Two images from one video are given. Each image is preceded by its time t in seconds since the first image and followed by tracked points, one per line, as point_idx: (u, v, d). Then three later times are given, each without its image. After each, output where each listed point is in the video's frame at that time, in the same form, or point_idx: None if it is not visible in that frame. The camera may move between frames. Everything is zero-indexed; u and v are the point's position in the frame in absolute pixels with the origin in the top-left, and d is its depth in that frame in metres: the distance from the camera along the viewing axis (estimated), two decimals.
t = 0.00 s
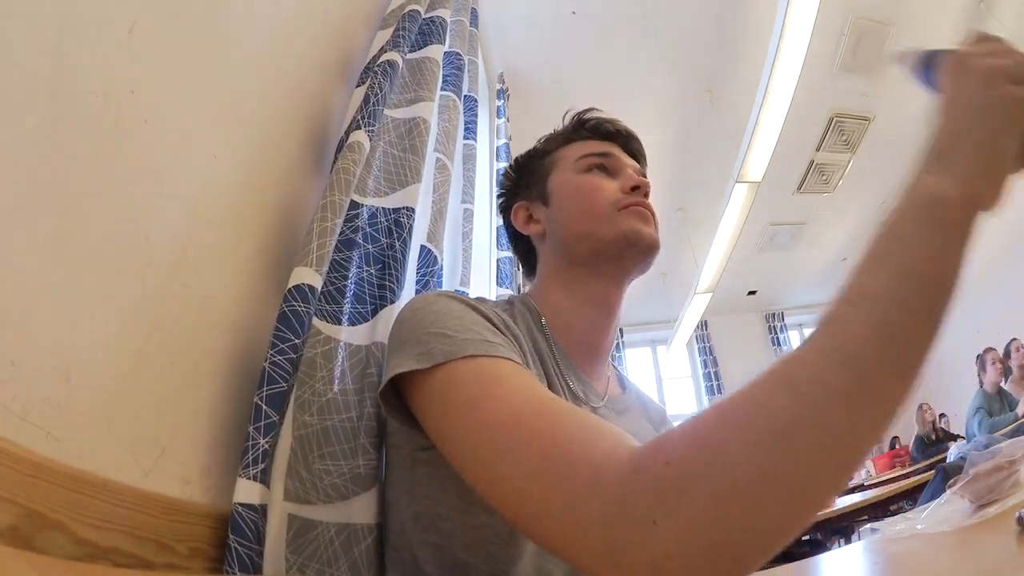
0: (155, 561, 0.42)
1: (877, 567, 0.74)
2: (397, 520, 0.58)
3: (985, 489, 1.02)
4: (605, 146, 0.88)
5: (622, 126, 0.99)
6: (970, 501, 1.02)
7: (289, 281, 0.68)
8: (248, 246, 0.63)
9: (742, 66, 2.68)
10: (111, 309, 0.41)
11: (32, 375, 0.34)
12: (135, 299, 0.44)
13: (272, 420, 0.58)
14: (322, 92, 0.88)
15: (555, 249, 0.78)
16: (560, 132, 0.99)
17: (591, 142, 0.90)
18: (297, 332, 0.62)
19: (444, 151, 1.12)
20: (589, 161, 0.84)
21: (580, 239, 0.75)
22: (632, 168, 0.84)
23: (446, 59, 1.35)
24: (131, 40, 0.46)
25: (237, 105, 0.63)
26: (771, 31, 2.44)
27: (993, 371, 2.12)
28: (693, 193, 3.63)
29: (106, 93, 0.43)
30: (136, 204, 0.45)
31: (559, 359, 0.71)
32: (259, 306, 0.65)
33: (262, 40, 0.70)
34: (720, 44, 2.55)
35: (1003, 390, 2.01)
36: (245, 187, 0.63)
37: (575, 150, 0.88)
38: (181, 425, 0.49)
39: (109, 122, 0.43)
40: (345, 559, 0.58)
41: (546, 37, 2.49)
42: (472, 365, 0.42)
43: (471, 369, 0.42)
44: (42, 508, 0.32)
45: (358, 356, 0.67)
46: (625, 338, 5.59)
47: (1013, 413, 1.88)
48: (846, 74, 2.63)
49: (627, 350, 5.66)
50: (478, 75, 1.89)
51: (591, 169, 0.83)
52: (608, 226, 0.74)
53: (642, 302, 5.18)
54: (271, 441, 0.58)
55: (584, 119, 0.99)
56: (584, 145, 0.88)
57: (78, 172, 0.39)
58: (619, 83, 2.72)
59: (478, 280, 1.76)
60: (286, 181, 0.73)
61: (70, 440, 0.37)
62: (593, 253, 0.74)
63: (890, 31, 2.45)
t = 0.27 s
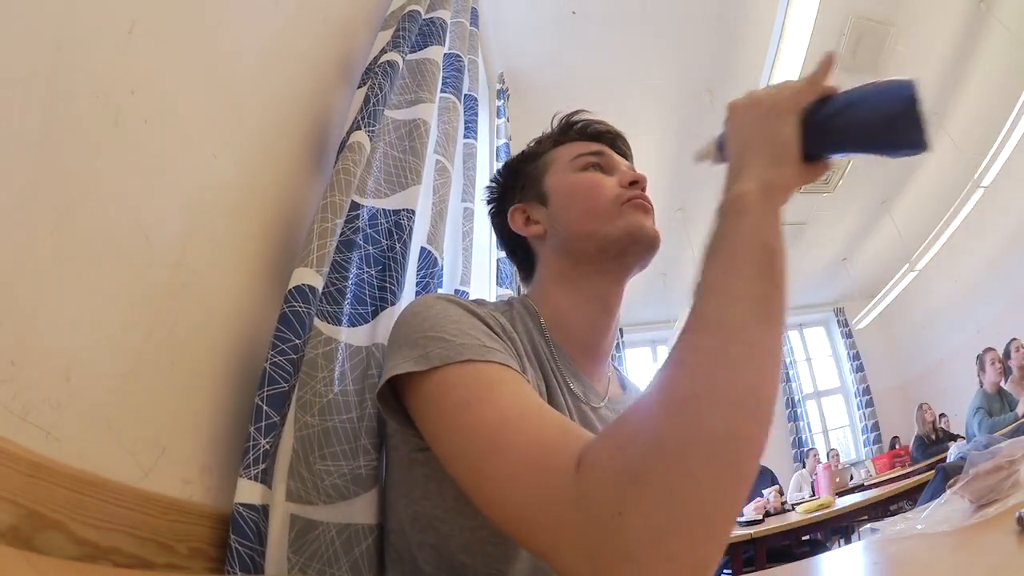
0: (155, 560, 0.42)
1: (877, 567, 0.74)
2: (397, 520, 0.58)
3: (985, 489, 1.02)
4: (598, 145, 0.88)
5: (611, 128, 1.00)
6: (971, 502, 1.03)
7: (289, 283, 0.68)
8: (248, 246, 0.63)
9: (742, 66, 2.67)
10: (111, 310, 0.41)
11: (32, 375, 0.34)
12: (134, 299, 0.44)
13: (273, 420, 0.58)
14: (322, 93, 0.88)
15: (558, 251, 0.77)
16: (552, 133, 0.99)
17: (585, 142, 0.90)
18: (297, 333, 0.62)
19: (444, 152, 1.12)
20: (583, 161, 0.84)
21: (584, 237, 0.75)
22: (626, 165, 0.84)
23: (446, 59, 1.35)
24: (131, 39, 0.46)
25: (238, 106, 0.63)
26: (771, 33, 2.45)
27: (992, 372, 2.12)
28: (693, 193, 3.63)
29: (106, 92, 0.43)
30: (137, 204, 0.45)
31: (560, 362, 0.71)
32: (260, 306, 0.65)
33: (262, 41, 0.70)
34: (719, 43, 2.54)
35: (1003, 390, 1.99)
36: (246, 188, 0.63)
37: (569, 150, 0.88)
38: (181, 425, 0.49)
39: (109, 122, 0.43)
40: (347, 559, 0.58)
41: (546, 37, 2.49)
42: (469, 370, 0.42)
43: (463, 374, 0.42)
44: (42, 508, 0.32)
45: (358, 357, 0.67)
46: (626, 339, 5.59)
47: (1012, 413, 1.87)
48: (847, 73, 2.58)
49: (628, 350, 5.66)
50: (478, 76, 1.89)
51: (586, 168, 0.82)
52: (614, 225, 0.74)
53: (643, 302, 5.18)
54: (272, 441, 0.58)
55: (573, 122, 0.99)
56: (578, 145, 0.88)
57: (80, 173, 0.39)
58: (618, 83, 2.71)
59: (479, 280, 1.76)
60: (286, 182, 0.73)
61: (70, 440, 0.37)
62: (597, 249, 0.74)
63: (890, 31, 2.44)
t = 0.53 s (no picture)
0: (155, 561, 0.42)
1: (877, 566, 0.75)
2: (395, 519, 0.58)
3: (985, 489, 1.02)
4: (590, 147, 0.88)
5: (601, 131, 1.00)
6: (970, 501, 1.03)
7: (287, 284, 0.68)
8: (248, 246, 0.63)
9: (742, 66, 2.67)
10: (110, 310, 0.41)
11: (31, 376, 0.34)
12: (134, 299, 0.44)
13: (273, 420, 0.58)
14: (322, 93, 0.88)
15: (556, 254, 0.77)
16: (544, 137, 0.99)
17: (578, 145, 0.90)
18: (297, 333, 0.62)
19: (443, 153, 1.12)
20: (576, 162, 0.84)
21: (580, 239, 0.75)
22: (618, 166, 0.84)
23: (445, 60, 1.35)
24: (131, 39, 0.46)
25: (237, 106, 0.63)
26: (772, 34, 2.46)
27: (993, 372, 2.14)
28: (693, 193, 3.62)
29: (105, 92, 0.43)
30: (137, 204, 0.45)
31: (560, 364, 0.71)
32: (260, 307, 0.65)
33: (261, 41, 0.70)
34: (719, 43, 2.54)
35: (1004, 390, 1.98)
36: (245, 188, 0.63)
37: (562, 152, 0.88)
38: (180, 425, 0.49)
39: (108, 122, 0.43)
40: (345, 558, 0.58)
41: (546, 38, 2.49)
42: (464, 370, 0.43)
43: (457, 373, 0.43)
44: (42, 508, 0.32)
45: (357, 357, 0.67)
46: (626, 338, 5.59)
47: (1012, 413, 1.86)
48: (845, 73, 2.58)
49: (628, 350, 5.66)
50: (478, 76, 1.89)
51: (579, 170, 0.82)
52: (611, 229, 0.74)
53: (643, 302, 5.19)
54: (272, 441, 0.58)
55: (562, 127, 0.99)
56: (570, 147, 0.88)
57: (78, 171, 0.39)
58: (617, 83, 2.71)
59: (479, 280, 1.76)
60: (286, 182, 0.73)
61: (69, 440, 0.37)
62: (594, 251, 0.74)
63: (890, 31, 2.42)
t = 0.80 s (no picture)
0: (155, 561, 0.42)
1: (877, 567, 0.74)
2: (395, 519, 0.58)
3: (985, 489, 1.02)
4: (585, 147, 0.88)
5: (596, 130, 0.99)
6: (971, 502, 1.02)
7: (287, 284, 0.68)
8: (248, 246, 0.63)
9: (741, 65, 2.66)
10: (108, 310, 0.41)
11: (32, 376, 0.34)
12: (133, 299, 0.44)
13: (273, 420, 0.58)
14: (321, 93, 0.87)
15: (553, 255, 0.78)
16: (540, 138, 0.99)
17: (573, 145, 0.90)
18: (297, 333, 0.62)
19: (443, 153, 1.12)
20: (571, 163, 0.83)
21: (577, 241, 0.75)
22: (613, 166, 0.84)
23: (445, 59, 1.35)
24: (131, 39, 0.46)
25: (238, 107, 0.63)
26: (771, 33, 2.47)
27: (992, 373, 2.14)
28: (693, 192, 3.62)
29: (105, 91, 0.43)
30: (137, 204, 0.45)
31: (559, 363, 0.71)
32: (260, 307, 0.65)
33: (262, 40, 0.70)
34: (718, 41, 2.53)
35: (1004, 390, 1.97)
36: (245, 187, 0.63)
37: (558, 153, 0.87)
38: (181, 425, 0.49)
39: (109, 122, 0.43)
40: (345, 559, 0.58)
41: (545, 37, 2.48)
42: (462, 372, 0.43)
43: (458, 374, 0.43)
44: (41, 508, 0.32)
45: (357, 357, 0.67)
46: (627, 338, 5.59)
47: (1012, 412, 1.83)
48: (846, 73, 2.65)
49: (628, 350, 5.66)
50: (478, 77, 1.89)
51: (575, 171, 0.82)
52: (607, 230, 0.74)
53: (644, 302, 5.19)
54: (272, 442, 0.58)
55: (557, 128, 0.99)
56: (566, 148, 0.88)
57: (78, 171, 0.39)
58: (616, 82, 2.70)
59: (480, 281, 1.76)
60: (286, 182, 0.73)
61: (69, 440, 0.37)
62: (591, 253, 0.74)
63: (889, 31, 2.52)
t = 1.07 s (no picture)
0: (155, 560, 0.42)
1: (877, 567, 0.74)
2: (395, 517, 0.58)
3: (985, 489, 1.02)
4: (577, 150, 0.88)
5: (591, 133, 0.99)
6: (971, 501, 1.02)
7: (287, 284, 0.68)
8: (248, 246, 0.63)
9: (741, 64, 2.66)
10: (109, 310, 0.41)
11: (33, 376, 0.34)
12: (133, 299, 0.44)
13: (273, 420, 0.58)
14: (322, 93, 0.88)
15: (548, 258, 0.78)
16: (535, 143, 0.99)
17: (566, 149, 0.90)
18: (297, 333, 0.62)
19: (442, 153, 1.12)
20: (564, 167, 0.83)
21: (571, 245, 0.75)
22: (606, 169, 0.84)
23: (445, 60, 1.35)
24: (132, 39, 0.46)
25: (238, 107, 0.63)
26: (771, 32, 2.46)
27: (992, 373, 2.13)
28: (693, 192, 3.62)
29: (106, 92, 0.43)
30: (137, 205, 0.45)
31: (558, 363, 0.71)
32: (260, 307, 0.65)
33: (262, 40, 0.70)
34: (717, 41, 2.53)
35: (1004, 390, 1.96)
36: (245, 187, 0.63)
37: (551, 157, 0.87)
38: (180, 424, 0.49)
39: (109, 122, 0.43)
40: (344, 558, 0.58)
41: (545, 37, 2.48)
42: (458, 370, 0.43)
43: (455, 372, 0.43)
44: (41, 508, 0.32)
45: (356, 357, 0.67)
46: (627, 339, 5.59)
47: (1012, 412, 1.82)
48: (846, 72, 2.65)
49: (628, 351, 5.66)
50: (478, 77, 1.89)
51: (568, 174, 0.82)
52: (601, 231, 0.74)
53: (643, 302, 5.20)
54: (272, 441, 0.58)
55: (551, 131, 0.99)
56: (559, 151, 0.88)
57: (79, 171, 0.39)
58: (616, 82, 2.70)
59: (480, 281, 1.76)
60: (286, 183, 0.73)
61: (70, 440, 0.37)
62: (586, 256, 0.74)
63: (890, 31, 2.53)
